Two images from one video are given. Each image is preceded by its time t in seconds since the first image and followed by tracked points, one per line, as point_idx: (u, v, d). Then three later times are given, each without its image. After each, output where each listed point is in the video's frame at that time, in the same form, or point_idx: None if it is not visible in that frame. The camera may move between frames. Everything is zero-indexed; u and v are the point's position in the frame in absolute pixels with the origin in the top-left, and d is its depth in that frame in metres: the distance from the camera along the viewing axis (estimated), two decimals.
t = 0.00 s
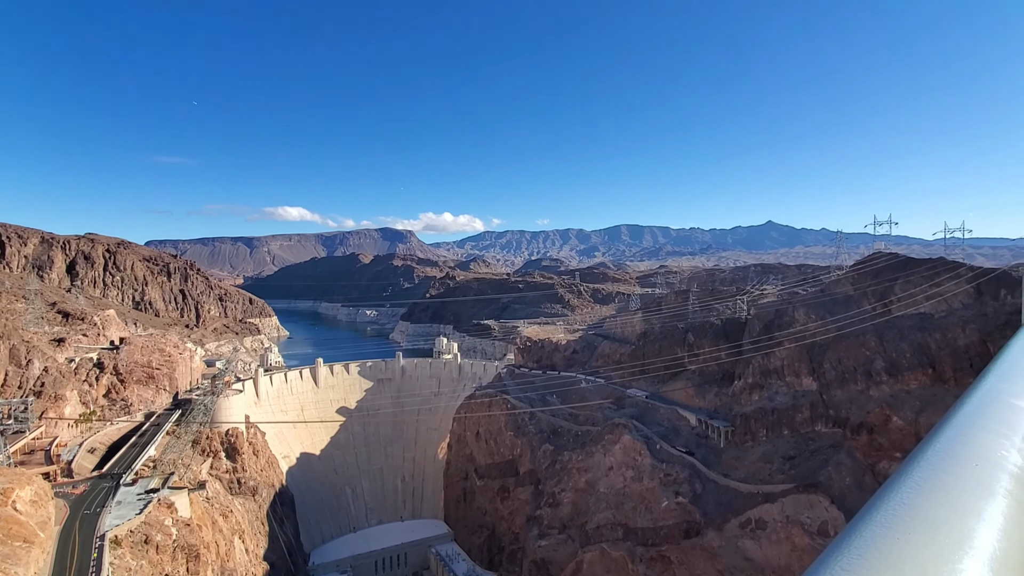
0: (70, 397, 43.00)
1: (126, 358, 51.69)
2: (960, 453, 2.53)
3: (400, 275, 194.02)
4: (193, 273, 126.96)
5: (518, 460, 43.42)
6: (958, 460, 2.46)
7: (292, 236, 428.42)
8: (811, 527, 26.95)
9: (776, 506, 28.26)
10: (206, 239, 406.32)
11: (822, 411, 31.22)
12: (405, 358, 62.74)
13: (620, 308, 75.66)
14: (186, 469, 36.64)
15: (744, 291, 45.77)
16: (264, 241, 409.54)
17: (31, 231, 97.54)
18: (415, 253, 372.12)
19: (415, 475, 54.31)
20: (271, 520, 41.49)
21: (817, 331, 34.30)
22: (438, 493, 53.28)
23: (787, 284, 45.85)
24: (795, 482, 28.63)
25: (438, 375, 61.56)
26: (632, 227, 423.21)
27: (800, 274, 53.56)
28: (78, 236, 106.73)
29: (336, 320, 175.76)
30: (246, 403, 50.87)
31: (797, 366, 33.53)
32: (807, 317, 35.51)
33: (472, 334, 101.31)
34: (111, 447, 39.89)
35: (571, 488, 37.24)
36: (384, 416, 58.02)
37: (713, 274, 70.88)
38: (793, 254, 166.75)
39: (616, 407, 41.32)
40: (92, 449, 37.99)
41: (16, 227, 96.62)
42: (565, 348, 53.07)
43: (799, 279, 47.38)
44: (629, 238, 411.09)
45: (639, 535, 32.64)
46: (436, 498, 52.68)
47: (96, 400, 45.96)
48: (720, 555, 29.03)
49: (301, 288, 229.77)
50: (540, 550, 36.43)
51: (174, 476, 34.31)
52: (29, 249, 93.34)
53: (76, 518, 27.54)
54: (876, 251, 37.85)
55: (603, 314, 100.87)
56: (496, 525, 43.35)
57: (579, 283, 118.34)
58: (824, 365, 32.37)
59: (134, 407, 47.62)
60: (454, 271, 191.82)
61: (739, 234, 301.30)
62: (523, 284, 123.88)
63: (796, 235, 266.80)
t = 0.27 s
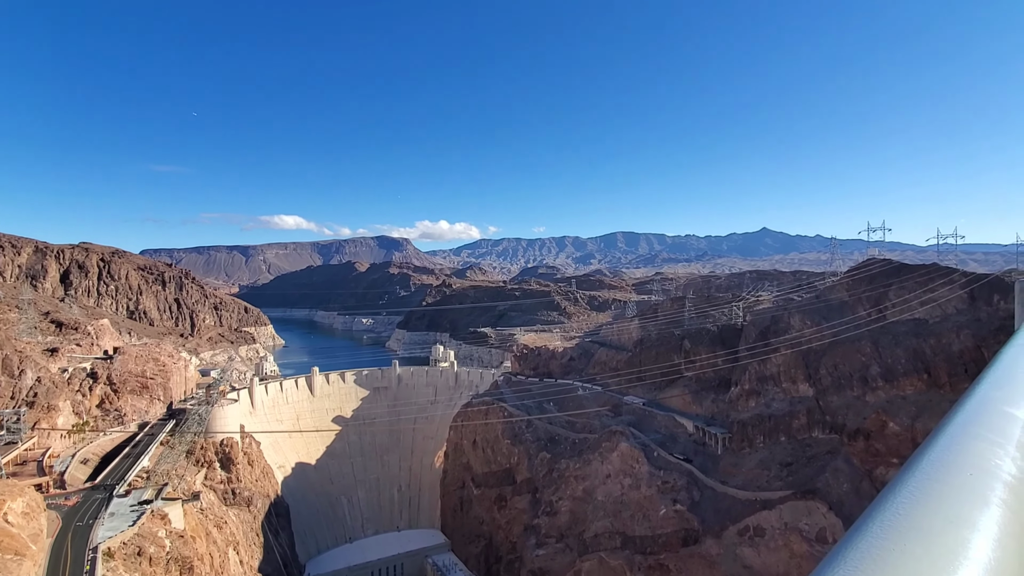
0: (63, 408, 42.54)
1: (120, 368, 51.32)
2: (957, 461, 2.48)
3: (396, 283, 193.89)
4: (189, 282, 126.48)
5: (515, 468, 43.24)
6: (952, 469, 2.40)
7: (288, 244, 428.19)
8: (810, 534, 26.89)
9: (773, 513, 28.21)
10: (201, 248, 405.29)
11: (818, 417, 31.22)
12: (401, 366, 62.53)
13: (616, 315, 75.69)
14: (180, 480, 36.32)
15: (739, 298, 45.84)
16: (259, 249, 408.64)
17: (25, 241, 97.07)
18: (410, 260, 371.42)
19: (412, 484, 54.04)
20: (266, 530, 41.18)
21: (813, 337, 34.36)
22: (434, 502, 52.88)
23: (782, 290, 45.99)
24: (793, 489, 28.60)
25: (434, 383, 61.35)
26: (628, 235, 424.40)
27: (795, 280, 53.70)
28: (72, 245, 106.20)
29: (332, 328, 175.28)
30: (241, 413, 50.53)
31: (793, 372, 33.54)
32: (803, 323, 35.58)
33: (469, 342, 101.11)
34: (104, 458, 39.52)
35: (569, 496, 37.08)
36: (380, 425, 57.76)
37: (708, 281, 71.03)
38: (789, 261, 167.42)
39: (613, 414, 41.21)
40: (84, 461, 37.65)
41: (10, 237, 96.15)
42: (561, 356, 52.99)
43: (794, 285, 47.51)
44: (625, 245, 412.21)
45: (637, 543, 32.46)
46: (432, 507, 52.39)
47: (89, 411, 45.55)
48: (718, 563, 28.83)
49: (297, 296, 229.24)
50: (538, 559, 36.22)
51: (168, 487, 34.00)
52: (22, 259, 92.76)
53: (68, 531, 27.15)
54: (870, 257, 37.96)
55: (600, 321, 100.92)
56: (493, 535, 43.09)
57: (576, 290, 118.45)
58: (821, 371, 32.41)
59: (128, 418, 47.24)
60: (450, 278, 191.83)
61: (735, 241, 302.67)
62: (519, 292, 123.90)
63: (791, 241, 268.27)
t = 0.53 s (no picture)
0: (61, 418, 42.37)
1: (119, 377, 51.16)
2: (955, 472, 2.45)
3: (396, 291, 193.85)
4: (188, 291, 126.39)
5: (516, 476, 43.05)
6: (952, 481, 2.37)
7: (287, 253, 428.40)
8: (813, 541, 26.70)
9: (776, 521, 28.04)
10: (201, 257, 405.47)
11: (820, 424, 31.07)
12: (401, 374, 62.40)
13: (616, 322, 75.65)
14: (179, 490, 36.14)
15: (739, 304, 45.80)
16: (259, 258, 408.90)
17: (25, 251, 97.06)
18: (410, 268, 371.32)
19: (412, 493, 53.79)
20: (265, 541, 40.96)
21: (813, 343, 34.30)
22: (435, 510, 52.64)
23: (782, 296, 45.97)
24: (795, 496, 28.45)
25: (434, 391, 61.18)
26: (627, 242, 424.79)
27: (794, 286, 53.71)
28: (72, 255, 106.19)
29: (332, 336, 175.07)
30: (241, 422, 50.35)
31: (794, 379, 33.44)
32: (803, 329, 35.53)
33: (469, 349, 100.97)
34: (102, 468, 39.33)
35: (570, 505, 36.87)
36: (380, 434, 57.54)
37: (708, 287, 71.02)
38: (788, 267, 167.62)
39: (613, 422, 41.05)
40: (82, 471, 37.46)
41: (10, 247, 96.18)
42: (561, 363, 52.87)
43: (794, 291, 47.48)
44: (625, 251, 412.47)
45: (638, 551, 32.20)
46: (433, 516, 52.16)
47: (88, 420, 45.36)
48: (721, 572, 28.55)
49: (297, 305, 229.14)
50: (539, 568, 35.96)
51: (166, 497, 33.81)
52: (22, 269, 92.68)
53: (65, 542, 26.92)
54: (869, 262, 37.98)
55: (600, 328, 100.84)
56: (493, 544, 42.83)
57: (575, 297, 118.47)
58: (821, 378, 32.34)
59: (127, 427, 47.07)
60: (450, 286, 191.91)
61: (734, 247, 303.13)
62: (519, 299, 123.89)
63: (790, 248, 268.61)
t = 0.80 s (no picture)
0: (66, 427, 42.41)
1: (124, 386, 51.25)
2: (967, 488, 2.60)
3: (400, 300, 194.07)
4: (194, 300, 126.82)
5: (520, 485, 42.82)
6: (963, 495, 2.53)
7: (292, 262, 429.91)
8: (820, 551, 26.37)
9: (783, 531, 27.78)
10: (206, 266, 407.18)
11: (826, 432, 30.81)
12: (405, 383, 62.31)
13: (620, 330, 75.47)
14: (183, 500, 36.07)
15: (744, 312, 45.63)
16: (264, 267, 410.52)
17: (32, 261, 97.69)
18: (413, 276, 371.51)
19: (416, 503, 53.57)
20: (268, 550, 40.84)
21: (818, 350, 34.13)
22: (439, 521, 52.54)
23: (786, 304, 45.77)
24: (802, 505, 28.19)
25: (438, 400, 61.05)
26: (631, 249, 424.66)
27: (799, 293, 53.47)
28: (78, 264, 106.80)
29: (336, 345, 175.21)
30: (245, 431, 50.30)
31: (799, 387, 33.24)
32: (808, 337, 35.36)
33: (473, 358, 100.85)
34: (105, 478, 39.32)
35: (574, 514, 36.62)
36: (384, 443, 57.39)
37: (712, 295, 70.80)
38: (792, 274, 167.18)
39: (618, 430, 40.82)
40: (86, 481, 37.47)
41: (18, 257, 96.85)
42: (565, 371, 52.69)
43: (799, 299, 47.30)
44: (628, 259, 412.27)
45: (644, 562, 31.98)
46: (437, 527, 52.01)
47: (92, 430, 45.41)
48: None
49: (301, 314, 229.66)
50: None
51: (169, 507, 33.72)
52: (30, 279, 93.20)
53: (67, 553, 26.82)
54: (873, 269, 37.75)
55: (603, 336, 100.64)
56: (498, 554, 42.55)
57: (579, 305, 118.34)
58: (827, 386, 32.13)
59: (130, 437, 47.09)
60: (454, 295, 192.07)
61: (738, 254, 302.72)
62: (522, 307, 123.79)
63: (795, 255, 267.90)
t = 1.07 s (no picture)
0: (94, 430, 43.26)
1: (151, 390, 52.17)
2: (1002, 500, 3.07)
3: (418, 306, 195.08)
4: (218, 306, 128.83)
5: (538, 492, 42.52)
6: (1001, 508, 3.00)
7: (312, 269, 435.17)
8: (847, 564, 25.53)
9: (808, 542, 27.11)
10: (229, 273, 413.91)
11: (852, 441, 30.09)
12: (423, 389, 62.46)
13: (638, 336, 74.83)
14: (206, 503, 36.49)
15: (765, 318, 44.93)
16: (286, 273, 416.26)
17: (64, 268, 100.19)
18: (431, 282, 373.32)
19: (434, 508, 53.58)
20: (289, 554, 41.17)
21: (843, 357, 33.47)
22: (456, 527, 52.65)
23: (810, 310, 44.98)
24: (827, 516, 27.50)
25: (456, 406, 61.06)
26: (650, 254, 421.95)
27: (822, 299, 52.50)
28: (108, 271, 109.22)
29: (356, 350, 176.56)
30: (267, 435, 50.81)
31: (824, 394, 32.55)
32: (832, 343, 34.67)
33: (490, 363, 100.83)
34: (132, 480, 39.99)
35: (593, 522, 36.21)
36: (402, 448, 57.54)
37: (733, 300, 69.87)
38: (815, 279, 164.43)
39: (637, 437, 40.36)
40: (113, 483, 38.13)
41: (51, 265, 99.38)
42: (584, 377, 52.32)
43: (822, 304, 46.45)
44: (647, 265, 409.68)
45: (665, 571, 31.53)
46: (454, 533, 52.04)
47: (119, 433, 46.23)
48: None
49: (322, 320, 232.14)
50: None
51: (193, 509, 34.11)
52: (62, 286, 95.50)
53: (93, 556, 27.23)
54: (900, 274, 36.93)
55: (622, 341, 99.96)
56: (516, 561, 42.27)
57: (597, 311, 117.76)
58: (853, 393, 31.41)
59: (156, 440, 47.90)
60: (472, 300, 192.54)
61: (760, 260, 298.82)
62: (540, 313, 123.54)
63: (818, 259, 263.56)
